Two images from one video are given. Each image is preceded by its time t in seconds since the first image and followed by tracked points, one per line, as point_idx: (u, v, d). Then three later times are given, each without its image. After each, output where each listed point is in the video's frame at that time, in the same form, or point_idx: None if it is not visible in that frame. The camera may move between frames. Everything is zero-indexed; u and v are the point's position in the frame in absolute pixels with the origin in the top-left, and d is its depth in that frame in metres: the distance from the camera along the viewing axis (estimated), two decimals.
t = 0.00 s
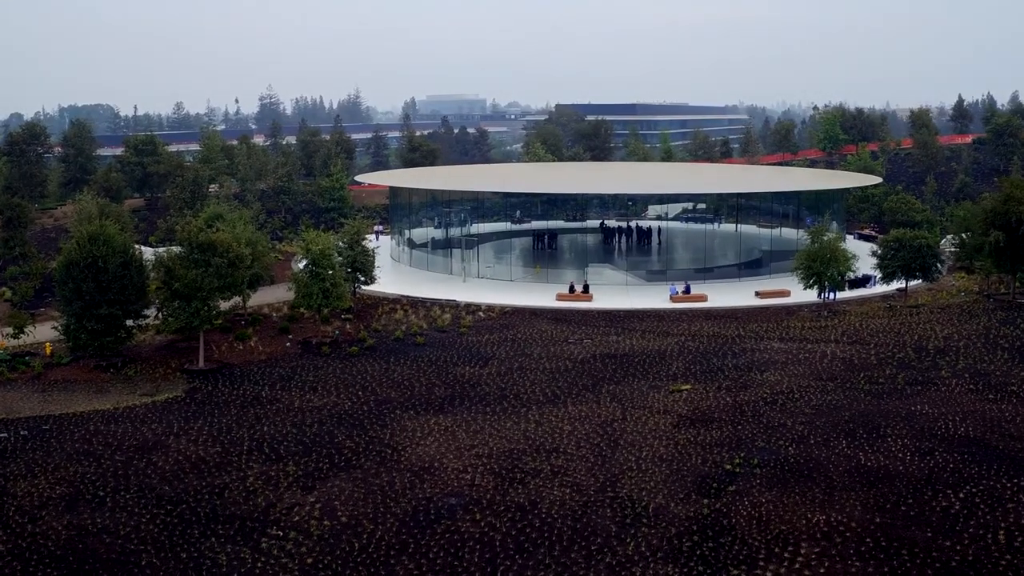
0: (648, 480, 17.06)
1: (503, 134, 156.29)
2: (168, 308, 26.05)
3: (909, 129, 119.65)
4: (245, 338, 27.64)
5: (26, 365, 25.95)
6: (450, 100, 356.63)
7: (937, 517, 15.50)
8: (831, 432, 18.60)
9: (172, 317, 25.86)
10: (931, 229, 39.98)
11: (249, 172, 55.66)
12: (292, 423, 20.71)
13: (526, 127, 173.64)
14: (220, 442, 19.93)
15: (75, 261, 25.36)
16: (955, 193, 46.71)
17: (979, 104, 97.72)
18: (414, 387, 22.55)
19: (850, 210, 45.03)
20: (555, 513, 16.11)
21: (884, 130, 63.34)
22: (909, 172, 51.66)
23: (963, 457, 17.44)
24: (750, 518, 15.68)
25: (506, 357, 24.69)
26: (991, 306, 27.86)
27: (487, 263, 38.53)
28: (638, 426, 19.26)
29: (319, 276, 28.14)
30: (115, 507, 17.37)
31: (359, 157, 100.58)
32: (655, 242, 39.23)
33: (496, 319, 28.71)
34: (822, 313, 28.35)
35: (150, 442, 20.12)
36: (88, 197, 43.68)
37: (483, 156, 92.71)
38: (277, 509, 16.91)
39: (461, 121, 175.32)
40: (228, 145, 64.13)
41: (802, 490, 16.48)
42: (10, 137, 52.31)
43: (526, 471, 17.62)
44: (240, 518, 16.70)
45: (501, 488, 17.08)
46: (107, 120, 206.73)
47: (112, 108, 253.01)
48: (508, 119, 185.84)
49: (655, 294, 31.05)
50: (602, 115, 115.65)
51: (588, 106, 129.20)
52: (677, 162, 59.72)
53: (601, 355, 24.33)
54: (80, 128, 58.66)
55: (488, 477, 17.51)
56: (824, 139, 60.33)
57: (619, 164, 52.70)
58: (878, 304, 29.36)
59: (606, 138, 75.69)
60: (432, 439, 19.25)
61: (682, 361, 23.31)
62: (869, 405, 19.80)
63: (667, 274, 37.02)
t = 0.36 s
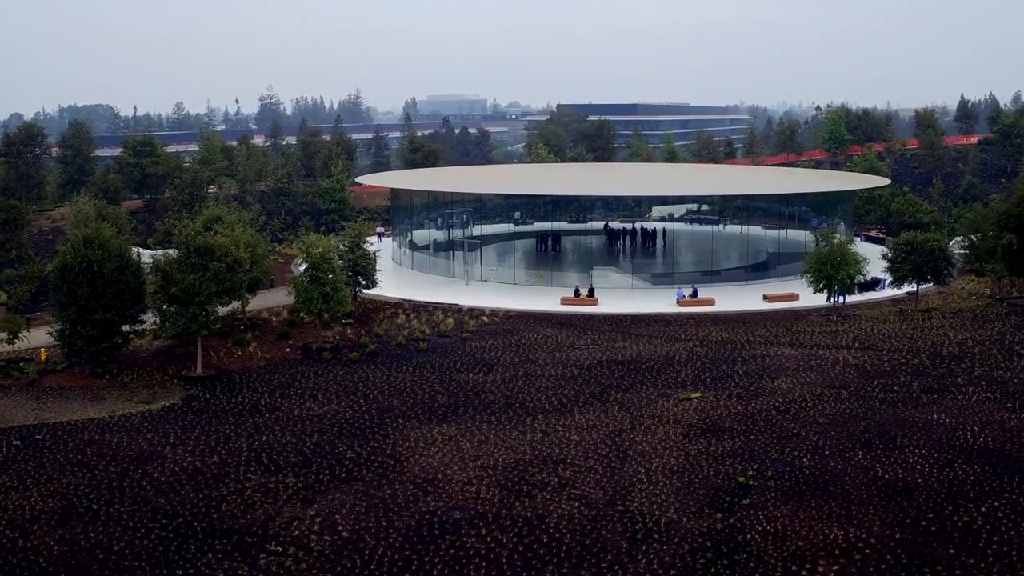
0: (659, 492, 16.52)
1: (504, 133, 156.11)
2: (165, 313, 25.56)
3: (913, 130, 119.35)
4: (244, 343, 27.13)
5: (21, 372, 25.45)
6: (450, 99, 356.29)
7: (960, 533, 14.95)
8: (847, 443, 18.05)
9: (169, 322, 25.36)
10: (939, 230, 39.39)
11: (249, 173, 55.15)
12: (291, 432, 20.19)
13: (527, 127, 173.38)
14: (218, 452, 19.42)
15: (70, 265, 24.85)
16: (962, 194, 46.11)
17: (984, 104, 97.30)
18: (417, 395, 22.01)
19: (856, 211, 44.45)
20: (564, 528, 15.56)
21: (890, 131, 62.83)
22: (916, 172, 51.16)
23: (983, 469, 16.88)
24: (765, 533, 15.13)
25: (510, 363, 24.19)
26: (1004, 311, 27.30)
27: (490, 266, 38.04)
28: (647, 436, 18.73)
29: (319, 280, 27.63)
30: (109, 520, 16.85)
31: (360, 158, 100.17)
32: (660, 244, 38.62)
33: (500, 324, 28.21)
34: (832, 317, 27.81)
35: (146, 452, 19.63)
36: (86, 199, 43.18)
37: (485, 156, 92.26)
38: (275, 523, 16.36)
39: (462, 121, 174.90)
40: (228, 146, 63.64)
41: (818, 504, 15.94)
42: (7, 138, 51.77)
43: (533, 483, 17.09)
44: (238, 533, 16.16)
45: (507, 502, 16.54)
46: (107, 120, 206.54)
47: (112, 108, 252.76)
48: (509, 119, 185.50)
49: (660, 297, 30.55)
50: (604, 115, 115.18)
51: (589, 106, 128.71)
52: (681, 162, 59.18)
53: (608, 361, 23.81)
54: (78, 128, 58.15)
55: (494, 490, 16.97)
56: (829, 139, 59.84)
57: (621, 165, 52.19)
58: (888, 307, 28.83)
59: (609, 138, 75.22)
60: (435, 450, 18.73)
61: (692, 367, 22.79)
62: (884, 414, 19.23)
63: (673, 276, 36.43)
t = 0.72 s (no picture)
0: (671, 509, 15.89)
1: (505, 135, 155.39)
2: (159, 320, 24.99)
3: (916, 130, 118.89)
4: (241, 351, 26.53)
5: (11, 380, 24.85)
6: (449, 100, 356.03)
7: (986, 553, 14.30)
8: (864, 456, 17.42)
9: (164, 330, 24.73)
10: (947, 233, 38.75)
11: (247, 175, 54.53)
12: (289, 445, 19.62)
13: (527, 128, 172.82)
14: (212, 466, 18.84)
15: (62, 270, 24.26)
16: (969, 196, 45.46)
17: (988, 104, 96.70)
18: (418, 406, 21.44)
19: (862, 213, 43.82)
20: (572, 547, 14.92)
21: (895, 132, 62.24)
22: (921, 174, 50.59)
23: (1007, 485, 16.24)
24: (783, 553, 14.49)
25: (514, 372, 23.60)
26: (1019, 317, 26.65)
27: (492, 270, 37.47)
28: (656, 449, 18.12)
29: (318, 286, 27.00)
30: (99, 538, 16.21)
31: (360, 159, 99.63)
32: (664, 248, 37.97)
33: (503, 330, 27.61)
34: (842, 322, 27.19)
35: (138, 467, 19.06)
36: (80, 202, 42.55)
37: (485, 158, 91.71)
38: (271, 542, 15.71)
39: (461, 122, 174.51)
40: (226, 148, 63.04)
41: (837, 521, 15.32)
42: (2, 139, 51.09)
43: (540, 499, 16.47)
44: (232, 551, 15.51)
45: (513, 519, 15.91)
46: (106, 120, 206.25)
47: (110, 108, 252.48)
48: (509, 120, 185.02)
49: (666, 303, 29.94)
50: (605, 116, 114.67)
51: (590, 107, 128.20)
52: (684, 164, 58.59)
53: (616, 369, 23.23)
54: (74, 130, 57.47)
55: (499, 506, 16.34)
56: (833, 141, 59.26)
57: (623, 167, 51.55)
58: (900, 313, 28.19)
59: (611, 140, 74.64)
60: (438, 464, 18.15)
61: (700, 376, 22.19)
62: (901, 426, 18.60)
63: (679, 280, 35.74)
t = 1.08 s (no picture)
0: (684, 527, 15.23)
1: (506, 135, 154.87)
2: (153, 326, 24.45)
3: (919, 130, 118.33)
4: (237, 357, 26.30)
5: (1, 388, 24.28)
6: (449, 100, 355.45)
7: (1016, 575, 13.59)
8: (883, 470, 16.74)
9: (157, 337, 24.22)
10: (957, 236, 38.05)
11: (245, 176, 53.90)
12: (287, 460, 19.02)
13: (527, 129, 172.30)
14: (206, 480, 18.20)
15: (53, 276, 23.65)
16: (977, 198, 44.77)
17: (993, 103, 96.17)
18: (420, 416, 21.05)
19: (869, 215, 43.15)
20: (581, 567, 14.25)
21: (901, 133, 61.64)
22: (928, 175, 49.99)
23: None
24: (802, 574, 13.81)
25: (518, 381, 23.05)
26: None
27: (495, 274, 36.58)
28: (667, 463, 17.48)
29: (316, 291, 26.38)
30: (86, 556, 15.55)
31: (360, 159, 99.03)
32: (668, 251, 37.34)
33: (505, 336, 27.06)
34: (853, 328, 26.53)
35: (130, 480, 18.43)
36: (75, 205, 41.92)
37: (486, 159, 91.11)
38: (266, 561, 15.03)
39: (462, 123, 173.91)
40: (224, 148, 62.42)
41: (857, 540, 14.64)
42: None
43: (546, 516, 15.80)
44: (224, 572, 14.83)
45: (519, 537, 15.24)
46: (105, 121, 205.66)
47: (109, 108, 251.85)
48: (509, 120, 184.54)
49: (672, 307, 29.33)
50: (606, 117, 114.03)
51: (591, 107, 127.56)
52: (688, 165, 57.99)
53: (623, 377, 22.61)
54: (69, 131, 56.78)
55: (504, 524, 15.67)
56: (838, 142, 58.67)
57: (627, 168, 50.96)
58: (912, 318, 27.50)
59: (614, 141, 74.05)
60: (440, 478, 17.52)
61: (709, 384, 21.58)
62: (921, 438, 17.91)
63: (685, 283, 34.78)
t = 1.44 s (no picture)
0: (697, 547, 14.53)
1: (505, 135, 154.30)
2: (145, 333, 24.02)
3: (922, 130, 117.63)
4: (231, 364, 26.13)
5: None
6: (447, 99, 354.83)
7: None
8: (904, 486, 16.03)
9: (149, 344, 23.84)
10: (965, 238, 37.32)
11: (242, 177, 53.26)
12: (282, 474, 18.36)
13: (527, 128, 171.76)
14: (197, 495, 17.54)
15: (41, 281, 22.98)
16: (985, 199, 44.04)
17: (996, 103, 95.34)
18: (420, 426, 20.62)
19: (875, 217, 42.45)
20: None
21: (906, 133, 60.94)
22: (934, 176, 49.29)
23: None
24: None
25: (521, 390, 22.47)
26: None
27: (496, 278, 35.59)
28: (677, 477, 16.80)
29: (312, 296, 25.69)
30: None
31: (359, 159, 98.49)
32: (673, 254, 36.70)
33: (507, 343, 26.46)
34: (865, 334, 25.81)
35: (118, 495, 17.78)
36: (67, 207, 41.26)
37: (486, 159, 90.53)
38: None
39: (461, 123, 173.33)
40: (221, 149, 61.80)
41: (880, 561, 13.93)
42: None
43: (552, 534, 15.10)
44: None
45: (524, 557, 14.53)
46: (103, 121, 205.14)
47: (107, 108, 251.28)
48: (510, 120, 184.34)
49: (678, 312, 28.68)
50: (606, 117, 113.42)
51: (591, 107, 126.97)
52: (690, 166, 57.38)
53: (629, 386, 22.00)
54: (63, 131, 56.08)
55: (508, 543, 14.96)
56: (842, 142, 58.01)
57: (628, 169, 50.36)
58: (924, 323, 26.71)
59: (615, 141, 73.41)
60: (441, 493, 16.86)
61: (717, 393, 20.95)
62: (941, 451, 17.20)
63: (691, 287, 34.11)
